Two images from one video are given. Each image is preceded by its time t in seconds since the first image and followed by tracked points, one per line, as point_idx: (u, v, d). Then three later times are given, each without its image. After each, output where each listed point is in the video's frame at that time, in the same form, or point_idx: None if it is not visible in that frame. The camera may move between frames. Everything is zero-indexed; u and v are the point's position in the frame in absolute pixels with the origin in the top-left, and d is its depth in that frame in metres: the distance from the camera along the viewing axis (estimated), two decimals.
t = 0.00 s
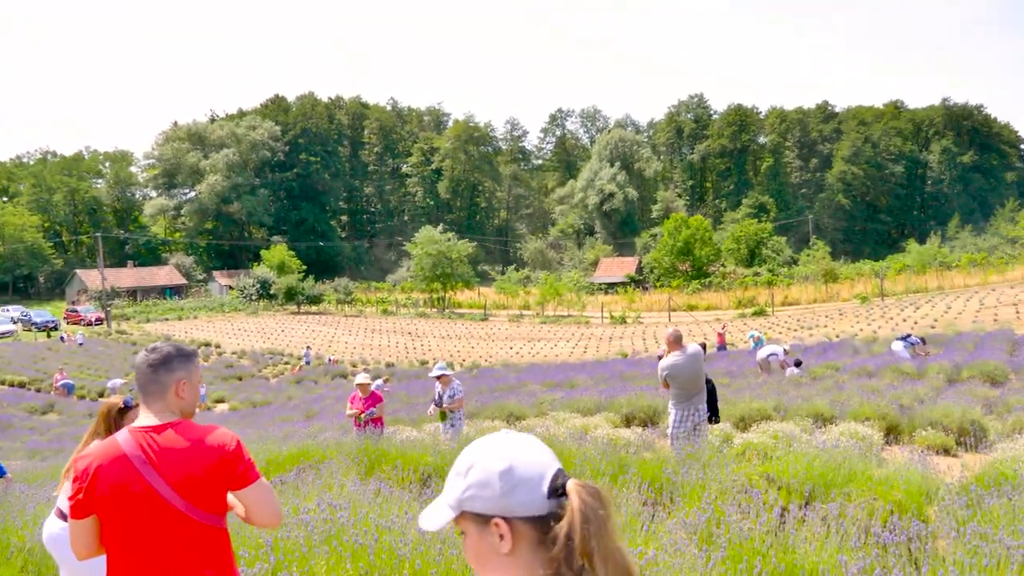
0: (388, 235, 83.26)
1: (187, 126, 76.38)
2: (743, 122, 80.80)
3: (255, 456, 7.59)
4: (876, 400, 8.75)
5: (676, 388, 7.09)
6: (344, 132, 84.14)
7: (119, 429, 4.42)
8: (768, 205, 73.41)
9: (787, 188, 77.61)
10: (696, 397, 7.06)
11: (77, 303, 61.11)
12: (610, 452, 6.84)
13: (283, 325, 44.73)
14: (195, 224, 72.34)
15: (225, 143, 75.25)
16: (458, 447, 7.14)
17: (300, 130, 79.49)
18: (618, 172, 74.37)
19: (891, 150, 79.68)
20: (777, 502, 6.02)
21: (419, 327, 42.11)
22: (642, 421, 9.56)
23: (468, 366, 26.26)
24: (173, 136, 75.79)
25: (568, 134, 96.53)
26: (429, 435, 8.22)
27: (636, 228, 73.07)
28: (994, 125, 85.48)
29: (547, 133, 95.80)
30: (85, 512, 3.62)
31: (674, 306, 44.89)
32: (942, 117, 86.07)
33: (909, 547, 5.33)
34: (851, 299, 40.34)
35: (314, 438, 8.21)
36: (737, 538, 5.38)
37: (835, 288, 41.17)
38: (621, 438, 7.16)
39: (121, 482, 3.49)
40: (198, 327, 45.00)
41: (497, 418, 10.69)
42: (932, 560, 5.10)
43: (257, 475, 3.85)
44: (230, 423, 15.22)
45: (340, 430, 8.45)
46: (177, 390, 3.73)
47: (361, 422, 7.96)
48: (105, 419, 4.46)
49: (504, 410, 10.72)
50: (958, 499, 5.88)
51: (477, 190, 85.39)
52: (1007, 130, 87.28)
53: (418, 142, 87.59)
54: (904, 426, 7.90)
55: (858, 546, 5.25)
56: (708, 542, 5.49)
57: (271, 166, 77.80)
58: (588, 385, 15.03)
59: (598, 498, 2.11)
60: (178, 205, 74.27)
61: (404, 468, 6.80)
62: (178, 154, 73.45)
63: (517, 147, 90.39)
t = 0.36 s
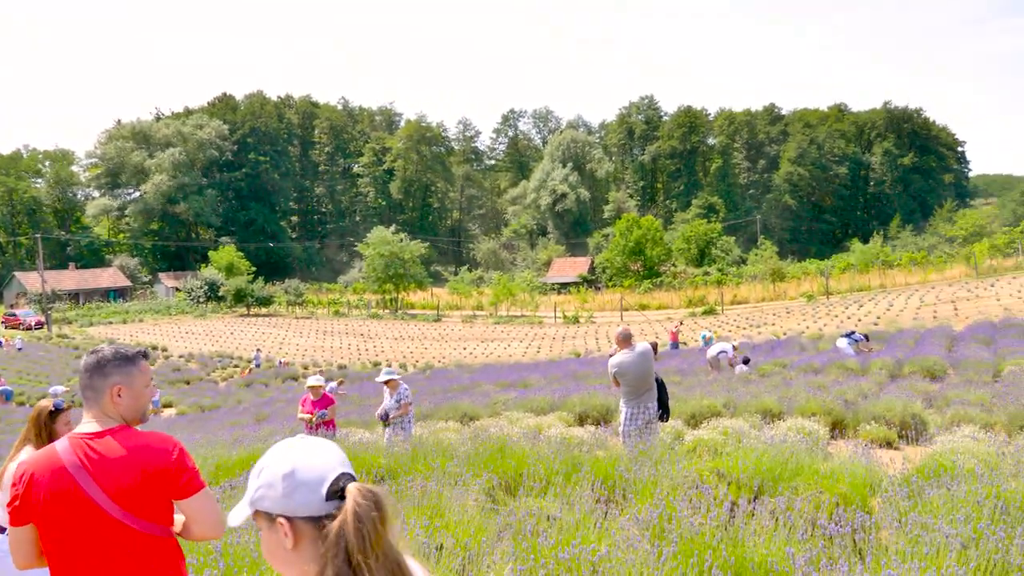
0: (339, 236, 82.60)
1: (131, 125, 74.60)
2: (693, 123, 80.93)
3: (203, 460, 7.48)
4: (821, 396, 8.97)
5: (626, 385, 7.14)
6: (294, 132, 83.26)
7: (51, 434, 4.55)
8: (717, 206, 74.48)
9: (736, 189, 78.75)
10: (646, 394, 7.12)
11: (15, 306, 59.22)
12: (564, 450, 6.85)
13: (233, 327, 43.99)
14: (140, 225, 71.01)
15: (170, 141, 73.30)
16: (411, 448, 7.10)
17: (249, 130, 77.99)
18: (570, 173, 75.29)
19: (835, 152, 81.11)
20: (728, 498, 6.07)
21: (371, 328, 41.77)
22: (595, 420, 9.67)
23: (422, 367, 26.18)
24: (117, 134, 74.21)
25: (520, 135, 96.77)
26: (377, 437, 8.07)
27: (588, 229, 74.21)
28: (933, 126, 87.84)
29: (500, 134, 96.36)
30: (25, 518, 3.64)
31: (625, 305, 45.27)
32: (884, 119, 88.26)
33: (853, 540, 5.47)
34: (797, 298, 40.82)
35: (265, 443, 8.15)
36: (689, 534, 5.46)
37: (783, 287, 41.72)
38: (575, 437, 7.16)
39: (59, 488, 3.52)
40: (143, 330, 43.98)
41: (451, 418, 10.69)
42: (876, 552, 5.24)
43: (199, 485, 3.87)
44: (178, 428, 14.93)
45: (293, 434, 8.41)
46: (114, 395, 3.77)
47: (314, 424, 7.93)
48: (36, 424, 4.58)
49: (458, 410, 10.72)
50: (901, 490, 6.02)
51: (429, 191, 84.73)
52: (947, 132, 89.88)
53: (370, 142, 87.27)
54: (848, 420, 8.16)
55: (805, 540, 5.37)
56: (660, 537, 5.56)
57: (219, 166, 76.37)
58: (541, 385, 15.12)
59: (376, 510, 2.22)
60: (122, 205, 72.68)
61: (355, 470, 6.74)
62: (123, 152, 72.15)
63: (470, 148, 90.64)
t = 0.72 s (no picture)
0: (287, 237, 82.54)
1: (69, 122, 71.01)
2: (641, 125, 81.25)
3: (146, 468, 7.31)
4: (766, 392, 9.15)
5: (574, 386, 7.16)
6: (240, 131, 82.70)
7: None
8: (665, 206, 75.86)
9: (683, 189, 80.08)
10: (595, 394, 7.13)
11: None
12: (515, 449, 6.83)
13: (178, 331, 43.06)
14: (80, 226, 67.28)
15: (111, 140, 70.79)
16: (361, 450, 7.04)
17: (193, 128, 76.50)
18: (521, 172, 74.39)
19: (779, 153, 82.54)
20: (675, 494, 6.09)
21: (321, 330, 41.34)
22: (545, 419, 9.74)
23: (374, 368, 26.03)
24: (54, 132, 70.27)
25: (470, 135, 98.45)
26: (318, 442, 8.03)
27: (539, 229, 73.93)
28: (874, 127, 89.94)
29: (449, 134, 97.20)
30: None
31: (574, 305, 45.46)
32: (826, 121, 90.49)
33: (799, 533, 5.55)
34: (744, 296, 41.09)
35: (210, 448, 8.04)
36: (640, 531, 5.48)
37: (730, 286, 41.93)
38: (524, 436, 7.16)
39: None
40: (83, 334, 42.72)
41: (402, 420, 10.59)
42: (819, 544, 5.33)
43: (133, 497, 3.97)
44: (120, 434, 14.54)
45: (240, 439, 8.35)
46: (52, 401, 3.98)
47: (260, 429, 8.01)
48: None
49: (408, 412, 10.64)
50: (844, 483, 6.12)
51: (379, 191, 84.75)
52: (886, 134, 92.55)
53: (318, 142, 86.76)
54: (791, 415, 8.34)
55: (752, 536, 5.43)
56: (609, 535, 5.58)
57: (162, 165, 74.95)
58: (493, 385, 15.15)
59: (205, 494, 2.32)
60: (61, 207, 68.52)
61: (304, 473, 6.66)
62: (60, 151, 68.80)
63: (420, 148, 93.58)
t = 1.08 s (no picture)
0: (233, 238, 81.28)
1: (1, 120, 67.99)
2: (590, 127, 83.34)
3: (85, 475, 7.14)
4: (714, 389, 9.31)
5: (522, 387, 7.16)
6: (183, 130, 81.00)
7: None
8: (615, 206, 76.62)
9: (632, 190, 80.80)
10: (543, 394, 7.15)
11: None
12: (464, 451, 6.81)
13: (119, 335, 41.89)
14: (14, 228, 64.10)
15: (48, 139, 68.43)
16: (308, 454, 6.97)
17: (135, 127, 74.63)
18: (470, 173, 75.10)
19: (725, 154, 83.93)
20: (621, 491, 6.10)
21: (268, 333, 40.71)
22: (496, 419, 9.80)
23: (325, 371, 25.76)
24: None
25: (419, 136, 99.84)
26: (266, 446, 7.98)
27: (489, 229, 74.35)
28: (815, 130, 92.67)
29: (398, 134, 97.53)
30: None
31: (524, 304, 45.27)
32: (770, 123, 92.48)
33: (742, 527, 5.60)
34: (692, 295, 41.15)
35: (152, 455, 7.91)
36: (586, 530, 5.48)
37: (678, 286, 42.03)
38: (474, 437, 7.14)
39: None
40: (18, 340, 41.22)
41: (352, 423, 10.57)
42: (762, 537, 5.38)
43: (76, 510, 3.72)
44: (57, 442, 14.11)
45: (185, 446, 8.26)
46: None
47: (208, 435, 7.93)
48: None
49: (358, 415, 10.65)
50: (787, 477, 6.19)
51: (328, 192, 83.53)
52: (827, 137, 95.19)
53: (264, 142, 85.53)
54: (737, 411, 8.50)
55: (698, 531, 5.46)
56: (558, 535, 5.56)
57: (102, 165, 73.18)
58: (444, 386, 15.13)
59: None
60: None
61: (250, 479, 6.57)
62: None
63: (369, 148, 93.28)
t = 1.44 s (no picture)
0: (174, 239, 78.87)
1: None
2: (538, 127, 83.11)
3: (17, 486, 6.95)
4: (659, 387, 9.47)
5: (471, 388, 7.15)
6: (122, 129, 78.65)
7: None
8: (564, 206, 76.01)
9: (580, 190, 80.95)
10: (490, 394, 7.17)
11: None
12: (412, 453, 6.77)
13: (56, 339, 40.59)
14: None
15: None
16: (252, 460, 6.88)
17: (70, 125, 72.25)
18: (419, 173, 74.15)
19: (671, 156, 85.32)
20: (565, 489, 6.04)
21: (212, 335, 39.93)
22: (445, 420, 9.93)
23: (272, 374, 25.43)
24: None
25: (367, 135, 98.21)
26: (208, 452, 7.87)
27: (437, 230, 73.92)
28: (755, 134, 95.45)
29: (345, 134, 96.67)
30: None
31: (475, 305, 44.69)
32: (715, 124, 94.16)
33: (685, 522, 5.56)
34: (640, 294, 41.07)
35: (90, 463, 7.76)
36: (529, 528, 5.39)
37: (626, 285, 42.04)
38: (421, 438, 7.10)
39: None
40: None
41: (298, 426, 10.67)
42: (704, 532, 5.37)
43: None
44: None
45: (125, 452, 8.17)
46: None
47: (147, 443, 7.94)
48: None
49: (305, 418, 10.71)
50: (730, 472, 6.21)
51: (273, 192, 82.63)
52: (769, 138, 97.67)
53: (207, 142, 83.74)
54: (683, 408, 8.67)
55: (643, 526, 5.40)
56: (504, 534, 5.48)
57: (35, 164, 70.60)
58: (392, 387, 15.08)
59: None
60: None
61: (192, 485, 6.45)
62: None
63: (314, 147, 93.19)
